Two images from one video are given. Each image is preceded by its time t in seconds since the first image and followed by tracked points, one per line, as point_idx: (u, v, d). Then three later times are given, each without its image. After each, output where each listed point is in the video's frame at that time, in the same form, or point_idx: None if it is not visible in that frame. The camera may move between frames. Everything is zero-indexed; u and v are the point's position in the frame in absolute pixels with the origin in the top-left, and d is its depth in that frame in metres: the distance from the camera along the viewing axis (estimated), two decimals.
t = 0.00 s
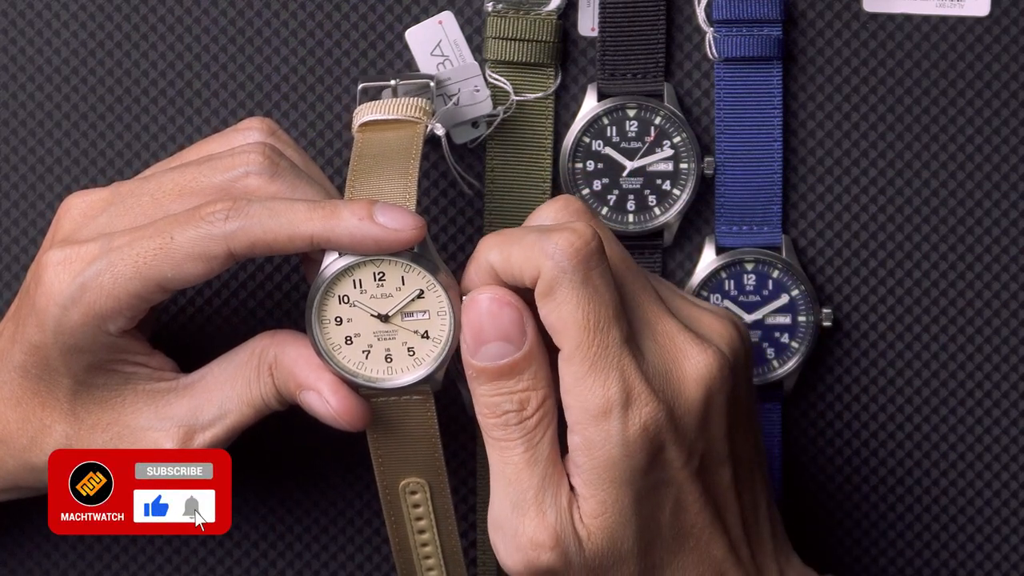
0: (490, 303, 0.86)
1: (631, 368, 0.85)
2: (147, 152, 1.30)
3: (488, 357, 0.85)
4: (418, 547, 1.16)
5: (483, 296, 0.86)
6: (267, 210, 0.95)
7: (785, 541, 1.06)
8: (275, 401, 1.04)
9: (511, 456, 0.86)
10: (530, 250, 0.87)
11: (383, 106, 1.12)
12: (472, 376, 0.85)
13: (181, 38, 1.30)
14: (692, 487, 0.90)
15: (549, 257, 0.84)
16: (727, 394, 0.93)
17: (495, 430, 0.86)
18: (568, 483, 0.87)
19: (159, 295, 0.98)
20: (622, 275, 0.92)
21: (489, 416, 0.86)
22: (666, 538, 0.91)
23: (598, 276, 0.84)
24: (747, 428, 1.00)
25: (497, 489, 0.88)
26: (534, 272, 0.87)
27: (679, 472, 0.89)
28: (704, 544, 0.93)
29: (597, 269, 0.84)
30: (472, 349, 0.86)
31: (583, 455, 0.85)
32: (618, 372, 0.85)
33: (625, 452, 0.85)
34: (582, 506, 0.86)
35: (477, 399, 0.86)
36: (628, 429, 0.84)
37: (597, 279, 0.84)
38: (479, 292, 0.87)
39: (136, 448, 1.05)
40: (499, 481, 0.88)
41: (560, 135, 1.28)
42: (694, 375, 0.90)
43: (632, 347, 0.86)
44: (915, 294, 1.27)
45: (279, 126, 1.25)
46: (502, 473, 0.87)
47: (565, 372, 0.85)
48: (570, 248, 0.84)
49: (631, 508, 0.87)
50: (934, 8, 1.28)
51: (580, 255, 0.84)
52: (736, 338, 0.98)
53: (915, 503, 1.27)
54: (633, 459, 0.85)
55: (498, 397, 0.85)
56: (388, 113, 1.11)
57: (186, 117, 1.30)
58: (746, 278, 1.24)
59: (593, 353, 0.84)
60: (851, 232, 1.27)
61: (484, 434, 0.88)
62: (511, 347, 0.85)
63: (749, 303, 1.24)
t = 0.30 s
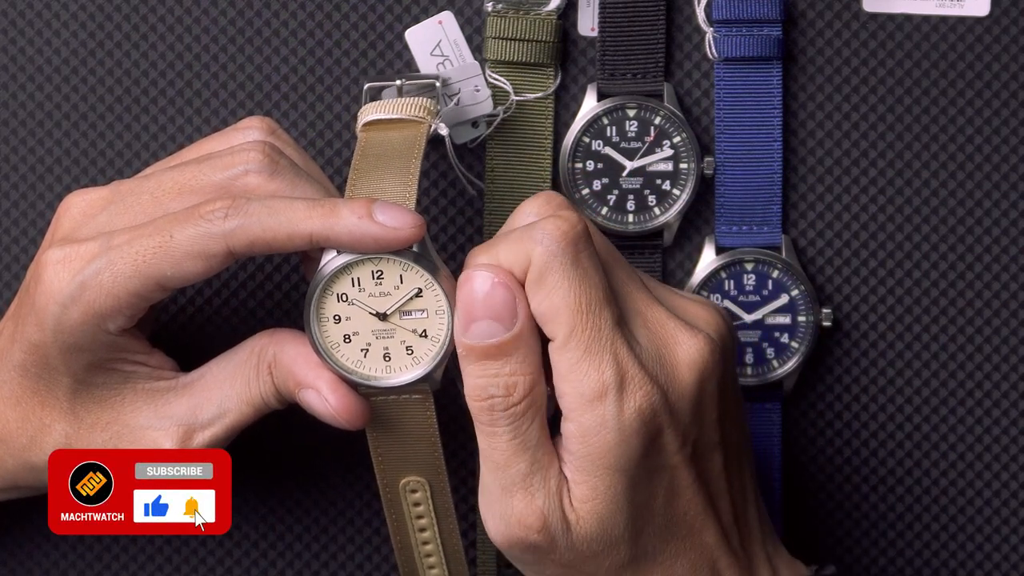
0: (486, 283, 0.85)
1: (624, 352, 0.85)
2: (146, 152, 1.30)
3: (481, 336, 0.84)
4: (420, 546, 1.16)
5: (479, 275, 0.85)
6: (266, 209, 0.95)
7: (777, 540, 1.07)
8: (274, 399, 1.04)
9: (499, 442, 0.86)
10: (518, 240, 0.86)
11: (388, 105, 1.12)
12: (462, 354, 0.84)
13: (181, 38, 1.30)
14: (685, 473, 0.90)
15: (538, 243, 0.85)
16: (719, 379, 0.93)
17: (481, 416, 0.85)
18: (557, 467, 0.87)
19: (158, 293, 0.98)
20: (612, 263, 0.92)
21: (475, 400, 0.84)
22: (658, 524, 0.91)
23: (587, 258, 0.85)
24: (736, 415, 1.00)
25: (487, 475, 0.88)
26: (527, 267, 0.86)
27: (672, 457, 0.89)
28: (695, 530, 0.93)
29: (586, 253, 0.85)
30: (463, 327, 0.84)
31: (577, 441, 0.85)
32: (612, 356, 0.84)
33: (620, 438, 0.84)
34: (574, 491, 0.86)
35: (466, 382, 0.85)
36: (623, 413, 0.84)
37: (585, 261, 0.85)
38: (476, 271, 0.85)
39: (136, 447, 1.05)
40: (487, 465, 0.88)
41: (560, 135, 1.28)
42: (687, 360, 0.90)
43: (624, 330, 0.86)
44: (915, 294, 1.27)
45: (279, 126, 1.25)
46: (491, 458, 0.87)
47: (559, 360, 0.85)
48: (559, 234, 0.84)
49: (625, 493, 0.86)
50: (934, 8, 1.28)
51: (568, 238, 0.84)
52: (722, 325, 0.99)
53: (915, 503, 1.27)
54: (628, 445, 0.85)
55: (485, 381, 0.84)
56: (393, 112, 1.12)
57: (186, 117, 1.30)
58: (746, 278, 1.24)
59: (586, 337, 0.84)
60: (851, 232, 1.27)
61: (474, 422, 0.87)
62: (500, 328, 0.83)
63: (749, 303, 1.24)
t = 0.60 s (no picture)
0: (483, 270, 0.84)
1: (620, 341, 0.85)
2: (146, 152, 1.30)
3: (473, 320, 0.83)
4: (421, 548, 1.16)
5: (477, 260, 0.84)
6: (268, 210, 0.95)
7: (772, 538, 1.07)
8: (275, 401, 1.04)
9: (487, 424, 0.86)
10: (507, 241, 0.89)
11: (392, 108, 1.13)
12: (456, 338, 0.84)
13: (181, 38, 1.30)
14: (686, 463, 0.90)
15: (522, 243, 0.87)
16: (721, 371, 0.93)
17: (469, 398, 0.85)
18: (551, 449, 0.87)
19: (160, 295, 0.98)
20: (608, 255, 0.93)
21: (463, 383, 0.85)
22: (658, 515, 0.90)
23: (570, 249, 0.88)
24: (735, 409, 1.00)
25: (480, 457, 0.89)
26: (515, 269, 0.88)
27: (675, 448, 0.89)
28: (694, 520, 0.93)
29: (569, 247, 0.87)
30: (457, 310, 0.84)
31: (580, 433, 0.84)
32: (609, 346, 0.85)
33: (623, 428, 0.84)
34: (568, 475, 0.87)
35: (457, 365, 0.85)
36: (626, 403, 0.84)
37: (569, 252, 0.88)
38: (475, 255, 0.84)
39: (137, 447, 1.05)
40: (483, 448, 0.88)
41: (560, 135, 1.28)
42: (689, 351, 0.90)
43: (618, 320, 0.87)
44: (915, 294, 1.27)
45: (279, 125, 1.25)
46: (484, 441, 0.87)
47: (558, 359, 0.85)
48: (542, 234, 0.87)
49: (626, 482, 0.86)
50: (934, 8, 1.28)
51: (551, 235, 0.87)
52: (722, 318, 0.99)
53: (915, 503, 1.27)
54: (633, 436, 0.84)
55: (474, 365, 0.84)
56: (397, 115, 1.12)
57: (186, 117, 1.30)
58: (746, 278, 1.24)
59: (581, 328, 0.85)
60: (851, 232, 1.27)
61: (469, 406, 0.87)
62: (491, 316, 0.83)
63: (749, 303, 1.25)
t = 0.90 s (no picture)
0: (469, 264, 0.83)
1: (619, 335, 0.85)
2: (146, 152, 1.30)
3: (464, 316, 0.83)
4: (420, 549, 1.16)
5: (462, 253, 0.83)
6: (268, 210, 0.95)
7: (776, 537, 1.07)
8: (275, 401, 1.04)
9: (491, 409, 0.87)
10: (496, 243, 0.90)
11: (387, 107, 1.12)
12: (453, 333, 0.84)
13: (181, 38, 1.30)
14: (691, 456, 0.90)
15: (511, 246, 0.87)
16: (726, 365, 0.93)
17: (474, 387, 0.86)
18: (557, 432, 0.88)
19: (160, 295, 0.98)
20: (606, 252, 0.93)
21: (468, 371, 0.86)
22: (662, 510, 0.90)
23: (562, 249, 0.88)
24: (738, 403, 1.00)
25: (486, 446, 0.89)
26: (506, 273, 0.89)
27: (680, 440, 0.88)
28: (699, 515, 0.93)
29: (558, 249, 0.88)
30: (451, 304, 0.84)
31: (585, 427, 0.84)
32: (608, 340, 0.85)
33: (625, 422, 0.83)
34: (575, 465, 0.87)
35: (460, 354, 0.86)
36: (627, 397, 0.84)
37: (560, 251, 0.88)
38: (461, 247, 0.83)
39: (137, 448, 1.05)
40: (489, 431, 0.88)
41: (560, 135, 1.28)
42: (693, 345, 0.90)
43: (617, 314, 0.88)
44: (915, 294, 1.27)
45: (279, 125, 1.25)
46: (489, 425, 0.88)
47: (558, 357, 0.85)
48: (531, 236, 0.87)
49: (630, 476, 0.86)
50: (934, 8, 1.28)
51: (541, 236, 0.88)
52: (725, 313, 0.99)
53: (915, 503, 1.27)
54: (635, 430, 0.84)
55: (477, 353, 0.84)
56: (393, 113, 1.12)
57: (186, 117, 1.30)
58: (746, 278, 1.24)
59: (578, 324, 0.85)
60: (851, 232, 1.27)
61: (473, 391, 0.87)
62: (483, 309, 0.83)
63: (749, 303, 1.25)
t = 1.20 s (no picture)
0: (504, 311, 0.85)
1: (652, 378, 0.84)
2: (146, 152, 1.30)
3: (498, 365, 0.83)
4: (421, 548, 1.16)
5: (497, 304, 0.85)
6: (268, 210, 0.95)
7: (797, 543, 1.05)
8: (275, 401, 1.04)
9: (523, 471, 0.85)
10: (557, 252, 0.87)
11: (385, 107, 1.12)
12: (483, 387, 0.84)
13: (181, 38, 1.30)
14: (711, 501, 0.89)
15: (574, 259, 0.85)
16: (748, 409, 0.92)
17: (505, 445, 0.85)
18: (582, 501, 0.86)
19: (160, 294, 0.98)
20: (652, 286, 0.91)
21: (499, 429, 0.84)
22: (678, 550, 0.89)
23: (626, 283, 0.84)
24: (767, 442, 1.00)
25: (512, 513, 0.86)
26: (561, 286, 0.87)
27: (696, 484, 0.88)
28: (718, 560, 0.91)
29: (624, 279, 0.84)
30: (483, 359, 0.84)
31: (601, 464, 0.84)
32: (640, 383, 0.84)
33: (644, 463, 0.84)
34: (598, 517, 0.85)
35: (488, 412, 0.85)
36: (649, 438, 0.84)
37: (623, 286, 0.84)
38: (494, 300, 0.85)
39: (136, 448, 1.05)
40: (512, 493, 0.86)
41: (560, 135, 1.28)
42: (716, 389, 0.89)
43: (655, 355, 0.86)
44: (915, 294, 1.27)
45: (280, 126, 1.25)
46: (518, 494, 0.85)
47: (587, 378, 0.84)
48: (598, 254, 0.84)
49: (646, 519, 0.85)
50: (934, 8, 1.28)
51: (607, 264, 0.84)
52: (760, 355, 0.98)
53: (915, 503, 1.27)
54: (651, 471, 0.84)
55: (508, 409, 0.84)
56: (391, 113, 1.12)
57: (185, 117, 1.30)
58: (746, 278, 1.25)
59: (615, 362, 0.84)
60: (851, 232, 1.27)
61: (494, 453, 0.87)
62: (521, 356, 0.83)
63: (749, 303, 1.25)
